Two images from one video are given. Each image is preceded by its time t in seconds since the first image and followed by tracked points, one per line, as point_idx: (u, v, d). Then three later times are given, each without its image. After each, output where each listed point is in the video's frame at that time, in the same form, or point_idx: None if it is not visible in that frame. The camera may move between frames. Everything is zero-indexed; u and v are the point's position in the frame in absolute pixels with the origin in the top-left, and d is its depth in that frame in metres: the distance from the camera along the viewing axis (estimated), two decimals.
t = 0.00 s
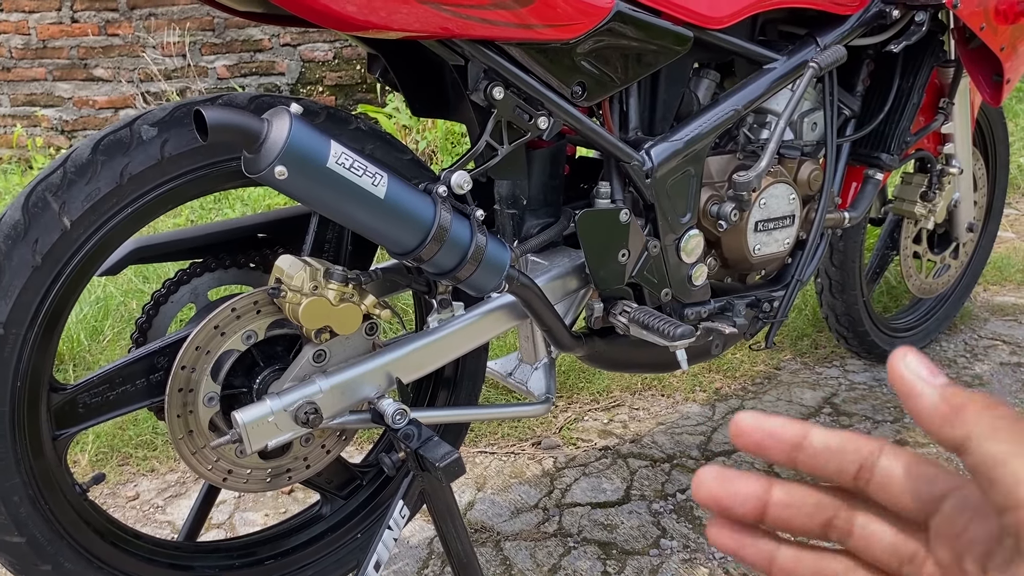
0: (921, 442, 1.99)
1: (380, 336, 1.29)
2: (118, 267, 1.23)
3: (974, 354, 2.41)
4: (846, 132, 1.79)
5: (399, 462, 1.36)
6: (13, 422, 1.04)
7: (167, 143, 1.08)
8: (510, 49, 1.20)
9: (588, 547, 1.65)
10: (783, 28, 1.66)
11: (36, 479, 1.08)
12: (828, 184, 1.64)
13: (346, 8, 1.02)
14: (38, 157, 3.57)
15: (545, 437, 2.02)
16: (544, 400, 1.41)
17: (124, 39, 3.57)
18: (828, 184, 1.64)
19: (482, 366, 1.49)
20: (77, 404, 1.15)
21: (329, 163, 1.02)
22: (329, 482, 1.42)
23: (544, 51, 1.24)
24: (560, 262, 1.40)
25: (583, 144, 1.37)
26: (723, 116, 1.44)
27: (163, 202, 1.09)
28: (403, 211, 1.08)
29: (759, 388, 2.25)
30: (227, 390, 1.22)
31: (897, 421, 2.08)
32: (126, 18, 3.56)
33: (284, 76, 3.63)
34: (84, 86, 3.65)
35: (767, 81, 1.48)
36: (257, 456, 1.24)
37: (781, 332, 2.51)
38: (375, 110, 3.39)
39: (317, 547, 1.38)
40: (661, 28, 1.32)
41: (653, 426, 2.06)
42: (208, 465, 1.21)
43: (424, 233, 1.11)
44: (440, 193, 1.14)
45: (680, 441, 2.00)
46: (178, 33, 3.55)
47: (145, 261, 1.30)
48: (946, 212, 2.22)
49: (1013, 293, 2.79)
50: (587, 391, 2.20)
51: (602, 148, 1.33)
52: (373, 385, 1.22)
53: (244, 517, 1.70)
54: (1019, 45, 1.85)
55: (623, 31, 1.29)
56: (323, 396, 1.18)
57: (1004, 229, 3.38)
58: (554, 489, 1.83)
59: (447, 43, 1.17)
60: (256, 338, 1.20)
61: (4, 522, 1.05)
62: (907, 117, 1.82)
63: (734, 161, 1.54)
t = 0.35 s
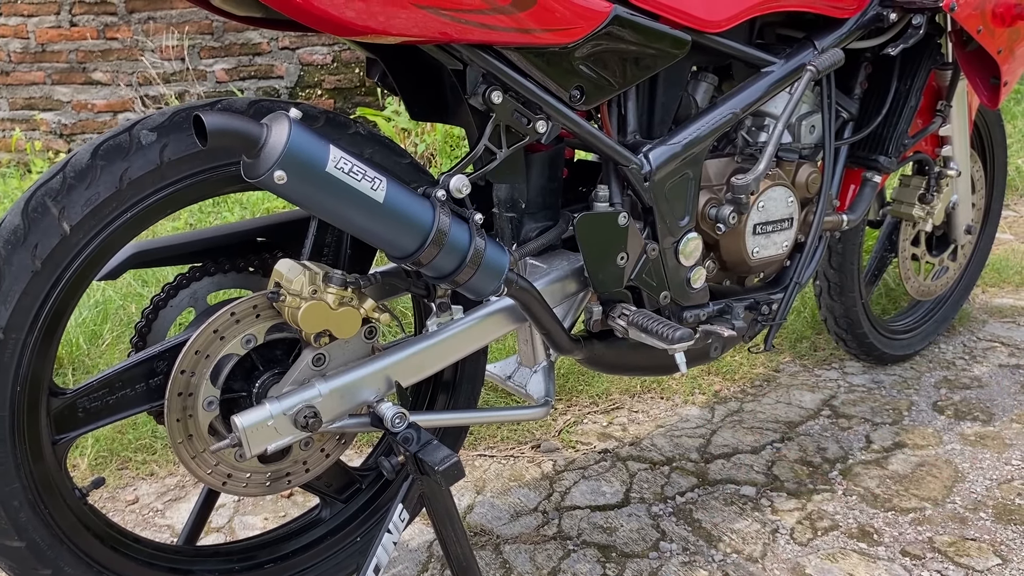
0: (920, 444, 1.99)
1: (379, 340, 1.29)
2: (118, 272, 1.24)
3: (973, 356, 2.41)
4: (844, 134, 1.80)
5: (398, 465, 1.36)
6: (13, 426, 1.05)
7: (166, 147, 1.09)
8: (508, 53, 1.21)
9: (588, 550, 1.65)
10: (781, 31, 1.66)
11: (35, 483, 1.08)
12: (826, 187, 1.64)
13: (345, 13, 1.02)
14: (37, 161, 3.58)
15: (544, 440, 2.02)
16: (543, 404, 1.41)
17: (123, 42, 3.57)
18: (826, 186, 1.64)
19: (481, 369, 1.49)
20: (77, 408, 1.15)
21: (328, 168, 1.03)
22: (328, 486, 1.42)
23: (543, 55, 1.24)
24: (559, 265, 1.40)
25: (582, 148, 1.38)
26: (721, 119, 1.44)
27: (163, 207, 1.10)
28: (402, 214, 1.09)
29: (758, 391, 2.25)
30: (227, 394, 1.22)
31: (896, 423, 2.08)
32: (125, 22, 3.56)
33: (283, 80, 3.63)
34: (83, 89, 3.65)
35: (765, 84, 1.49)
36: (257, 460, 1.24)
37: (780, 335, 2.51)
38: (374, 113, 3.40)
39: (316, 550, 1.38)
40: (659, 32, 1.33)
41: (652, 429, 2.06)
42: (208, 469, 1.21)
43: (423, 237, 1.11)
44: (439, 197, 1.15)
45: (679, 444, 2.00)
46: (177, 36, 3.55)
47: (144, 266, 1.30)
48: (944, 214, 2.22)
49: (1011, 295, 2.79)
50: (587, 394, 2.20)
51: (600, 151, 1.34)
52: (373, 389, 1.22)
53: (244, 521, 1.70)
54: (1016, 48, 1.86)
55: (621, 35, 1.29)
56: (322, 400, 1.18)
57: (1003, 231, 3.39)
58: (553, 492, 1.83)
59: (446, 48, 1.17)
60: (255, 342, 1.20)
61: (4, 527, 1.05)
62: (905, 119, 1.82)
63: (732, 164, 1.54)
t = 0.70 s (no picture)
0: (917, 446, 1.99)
1: (375, 342, 1.29)
2: (114, 275, 1.23)
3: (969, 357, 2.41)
4: (839, 136, 1.80)
5: (394, 468, 1.36)
6: (9, 430, 1.04)
7: (161, 151, 1.08)
8: (503, 56, 1.21)
9: (585, 552, 1.65)
10: (776, 33, 1.66)
11: (32, 487, 1.08)
12: (823, 189, 1.65)
13: (340, 17, 1.03)
14: (34, 164, 3.57)
15: (541, 442, 2.02)
16: (540, 406, 1.41)
17: (120, 46, 3.57)
18: (822, 188, 1.64)
19: (477, 372, 1.49)
20: (73, 412, 1.15)
21: (324, 171, 1.03)
22: (324, 489, 1.42)
23: (538, 58, 1.24)
24: (555, 268, 1.40)
25: (577, 150, 1.38)
26: (717, 121, 1.44)
27: (159, 210, 1.10)
28: (398, 217, 1.09)
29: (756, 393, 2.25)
30: (222, 398, 1.22)
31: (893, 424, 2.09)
32: (121, 25, 3.56)
33: (280, 83, 3.63)
34: (80, 93, 3.65)
35: (760, 86, 1.49)
36: (254, 463, 1.24)
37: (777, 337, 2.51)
38: (371, 116, 3.40)
39: (313, 553, 1.38)
40: (654, 34, 1.33)
41: (650, 431, 2.06)
42: (204, 473, 1.20)
43: (419, 240, 1.11)
44: (435, 201, 1.15)
45: (677, 446, 2.00)
46: (173, 39, 3.55)
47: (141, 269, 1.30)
48: (940, 215, 2.23)
49: (1008, 296, 2.80)
50: (584, 397, 2.20)
51: (596, 153, 1.34)
52: (368, 392, 1.22)
53: (241, 524, 1.69)
54: (1011, 50, 1.87)
55: (616, 38, 1.29)
56: (318, 403, 1.18)
57: (1000, 232, 3.39)
58: (551, 495, 1.83)
59: (441, 51, 1.17)
60: (251, 345, 1.20)
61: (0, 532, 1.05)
62: (900, 121, 1.83)
63: (728, 166, 1.54)
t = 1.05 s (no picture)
0: (911, 446, 2.00)
1: (369, 346, 1.29)
2: (105, 281, 1.23)
3: (963, 358, 2.42)
4: (832, 138, 1.80)
5: (389, 473, 1.36)
6: None
7: (153, 155, 1.08)
8: (496, 59, 1.21)
9: (580, 555, 1.65)
10: (769, 35, 1.66)
11: (22, 494, 1.07)
12: (815, 191, 1.65)
13: (332, 20, 1.03)
14: (26, 170, 3.56)
15: (536, 445, 2.02)
16: (534, 409, 1.41)
17: (112, 51, 3.57)
18: (815, 190, 1.64)
19: (471, 375, 1.49)
20: (64, 418, 1.14)
21: (316, 175, 1.02)
22: (318, 494, 1.42)
23: (531, 61, 1.24)
24: (549, 271, 1.40)
25: (570, 153, 1.38)
26: (709, 124, 1.44)
27: (150, 215, 1.09)
28: (390, 221, 1.08)
29: (750, 395, 2.25)
30: (215, 403, 1.22)
31: (887, 425, 2.09)
32: (113, 30, 3.55)
33: (272, 87, 3.62)
34: (72, 98, 3.64)
35: (752, 89, 1.49)
36: (247, 468, 1.24)
37: (771, 338, 2.51)
38: (364, 120, 3.39)
39: (308, 559, 1.37)
40: (647, 37, 1.33)
41: (644, 433, 2.06)
42: (197, 478, 1.20)
43: (412, 243, 1.11)
44: (428, 204, 1.15)
45: (672, 448, 2.00)
46: (166, 44, 3.54)
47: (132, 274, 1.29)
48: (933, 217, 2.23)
49: (1000, 297, 2.81)
50: (579, 400, 2.20)
51: (589, 156, 1.34)
52: (362, 396, 1.22)
53: (235, 530, 1.69)
54: (1002, 52, 1.88)
55: (609, 40, 1.29)
56: (312, 407, 1.18)
57: (992, 233, 3.41)
58: (546, 498, 1.83)
59: (434, 54, 1.17)
60: (244, 350, 1.20)
61: None
62: (892, 123, 1.83)
63: (720, 168, 1.55)
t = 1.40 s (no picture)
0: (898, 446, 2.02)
1: (358, 351, 1.29)
2: (95, 287, 1.23)
3: (948, 358, 2.45)
4: (817, 140, 1.82)
5: (378, 476, 1.36)
6: None
7: (141, 162, 1.09)
8: (482, 65, 1.22)
9: (571, 557, 1.66)
10: (753, 40, 1.68)
11: (13, 501, 1.07)
12: (800, 194, 1.67)
13: (318, 28, 1.04)
14: (14, 177, 3.55)
15: (526, 448, 2.03)
16: (523, 412, 1.42)
17: (100, 57, 3.56)
18: (799, 193, 1.66)
19: (461, 379, 1.50)
20: (54, 424, 1.15)
21: (303, 181, 1.03)
22: (309, 498, 1.42)
23: (518, 67, 1.26)
24: (537, 274, 1.41)
25: (557, 158, 1.39)
26: (694, 128, 1.46)
27: (139, 221, 1.10)
28: (378, 226, 1.09)
29: (738, 396, 2.27)
30: (205, 408, 1.22)
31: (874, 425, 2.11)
32: (102, 37, 3.55)
33: (261, 93, 3.63)
34: (61, 105, 3.64)
35: (736, 93, 1.51)
36: (237, 473, 1.24)
37: (758, 340, 2.53)
38: (353, 125, 3.40)
39: (298, 563, 1.38)
40: (632, 42, 1.35)
41: (634, 435, 2.07)
42: (187, 483, 1.20)
43: (400, 248, 1.12)
44: (415, 209, 1.15)
45: (661, 450, 2.01)
46: (154, 51, 3.54)
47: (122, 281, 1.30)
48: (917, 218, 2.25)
49: (985, 297, 2.84)
50: (568, 402, 2.21)
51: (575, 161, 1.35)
52: (351, 400, 1.23)
53: (226, 535, 1.69)
54: (982, 56, 1.90)
55: (594, 46, 1.31)
56: (301, 411, 1.18)
57: (977, 234, 3.45)
58: (536, 500, 1.84)
59: (420, 61, 1.18)
60: (233, 355, 1.20)
61: None
62: (876, 126, 1.85)
63: (706, 172, 1.56)
